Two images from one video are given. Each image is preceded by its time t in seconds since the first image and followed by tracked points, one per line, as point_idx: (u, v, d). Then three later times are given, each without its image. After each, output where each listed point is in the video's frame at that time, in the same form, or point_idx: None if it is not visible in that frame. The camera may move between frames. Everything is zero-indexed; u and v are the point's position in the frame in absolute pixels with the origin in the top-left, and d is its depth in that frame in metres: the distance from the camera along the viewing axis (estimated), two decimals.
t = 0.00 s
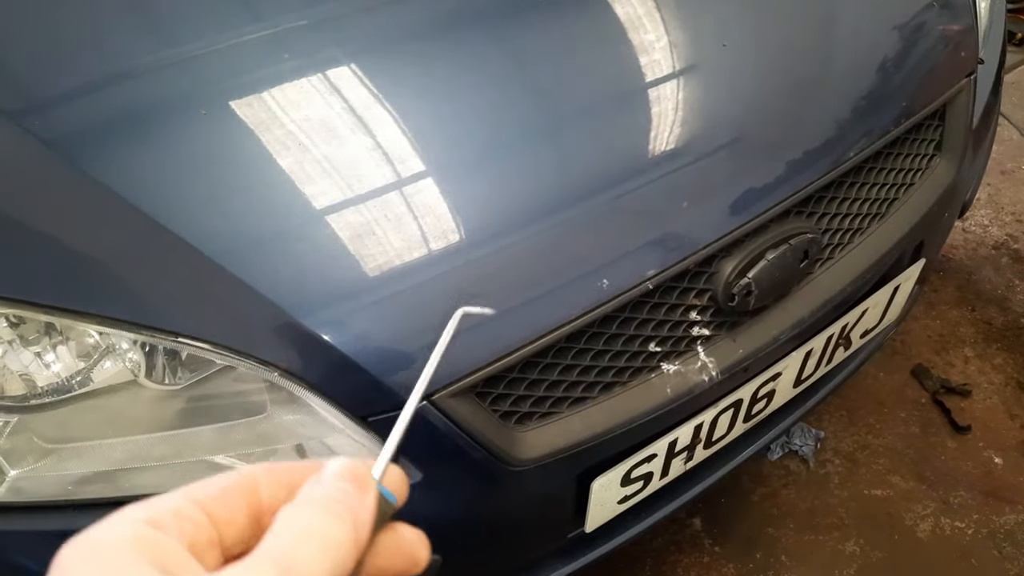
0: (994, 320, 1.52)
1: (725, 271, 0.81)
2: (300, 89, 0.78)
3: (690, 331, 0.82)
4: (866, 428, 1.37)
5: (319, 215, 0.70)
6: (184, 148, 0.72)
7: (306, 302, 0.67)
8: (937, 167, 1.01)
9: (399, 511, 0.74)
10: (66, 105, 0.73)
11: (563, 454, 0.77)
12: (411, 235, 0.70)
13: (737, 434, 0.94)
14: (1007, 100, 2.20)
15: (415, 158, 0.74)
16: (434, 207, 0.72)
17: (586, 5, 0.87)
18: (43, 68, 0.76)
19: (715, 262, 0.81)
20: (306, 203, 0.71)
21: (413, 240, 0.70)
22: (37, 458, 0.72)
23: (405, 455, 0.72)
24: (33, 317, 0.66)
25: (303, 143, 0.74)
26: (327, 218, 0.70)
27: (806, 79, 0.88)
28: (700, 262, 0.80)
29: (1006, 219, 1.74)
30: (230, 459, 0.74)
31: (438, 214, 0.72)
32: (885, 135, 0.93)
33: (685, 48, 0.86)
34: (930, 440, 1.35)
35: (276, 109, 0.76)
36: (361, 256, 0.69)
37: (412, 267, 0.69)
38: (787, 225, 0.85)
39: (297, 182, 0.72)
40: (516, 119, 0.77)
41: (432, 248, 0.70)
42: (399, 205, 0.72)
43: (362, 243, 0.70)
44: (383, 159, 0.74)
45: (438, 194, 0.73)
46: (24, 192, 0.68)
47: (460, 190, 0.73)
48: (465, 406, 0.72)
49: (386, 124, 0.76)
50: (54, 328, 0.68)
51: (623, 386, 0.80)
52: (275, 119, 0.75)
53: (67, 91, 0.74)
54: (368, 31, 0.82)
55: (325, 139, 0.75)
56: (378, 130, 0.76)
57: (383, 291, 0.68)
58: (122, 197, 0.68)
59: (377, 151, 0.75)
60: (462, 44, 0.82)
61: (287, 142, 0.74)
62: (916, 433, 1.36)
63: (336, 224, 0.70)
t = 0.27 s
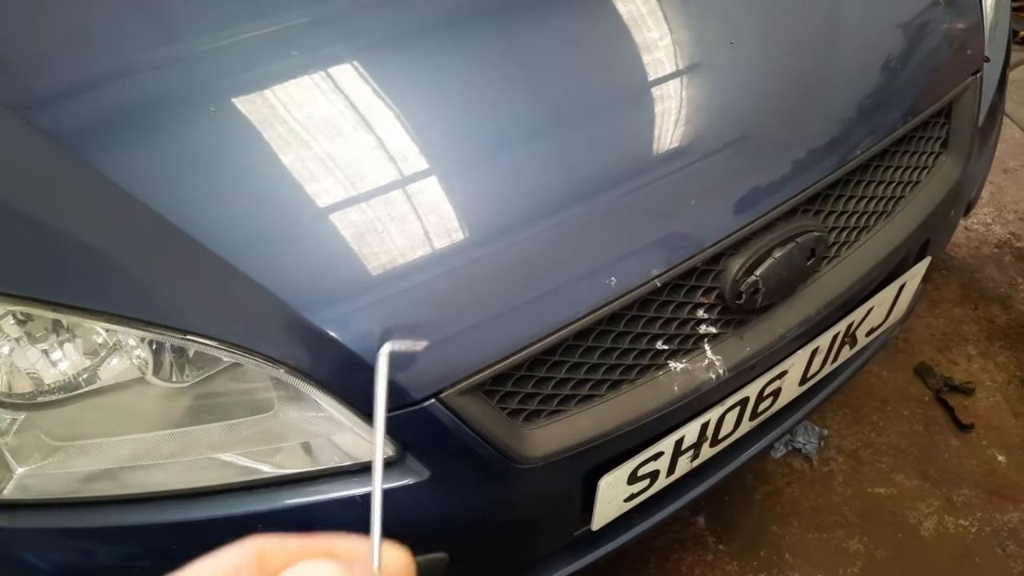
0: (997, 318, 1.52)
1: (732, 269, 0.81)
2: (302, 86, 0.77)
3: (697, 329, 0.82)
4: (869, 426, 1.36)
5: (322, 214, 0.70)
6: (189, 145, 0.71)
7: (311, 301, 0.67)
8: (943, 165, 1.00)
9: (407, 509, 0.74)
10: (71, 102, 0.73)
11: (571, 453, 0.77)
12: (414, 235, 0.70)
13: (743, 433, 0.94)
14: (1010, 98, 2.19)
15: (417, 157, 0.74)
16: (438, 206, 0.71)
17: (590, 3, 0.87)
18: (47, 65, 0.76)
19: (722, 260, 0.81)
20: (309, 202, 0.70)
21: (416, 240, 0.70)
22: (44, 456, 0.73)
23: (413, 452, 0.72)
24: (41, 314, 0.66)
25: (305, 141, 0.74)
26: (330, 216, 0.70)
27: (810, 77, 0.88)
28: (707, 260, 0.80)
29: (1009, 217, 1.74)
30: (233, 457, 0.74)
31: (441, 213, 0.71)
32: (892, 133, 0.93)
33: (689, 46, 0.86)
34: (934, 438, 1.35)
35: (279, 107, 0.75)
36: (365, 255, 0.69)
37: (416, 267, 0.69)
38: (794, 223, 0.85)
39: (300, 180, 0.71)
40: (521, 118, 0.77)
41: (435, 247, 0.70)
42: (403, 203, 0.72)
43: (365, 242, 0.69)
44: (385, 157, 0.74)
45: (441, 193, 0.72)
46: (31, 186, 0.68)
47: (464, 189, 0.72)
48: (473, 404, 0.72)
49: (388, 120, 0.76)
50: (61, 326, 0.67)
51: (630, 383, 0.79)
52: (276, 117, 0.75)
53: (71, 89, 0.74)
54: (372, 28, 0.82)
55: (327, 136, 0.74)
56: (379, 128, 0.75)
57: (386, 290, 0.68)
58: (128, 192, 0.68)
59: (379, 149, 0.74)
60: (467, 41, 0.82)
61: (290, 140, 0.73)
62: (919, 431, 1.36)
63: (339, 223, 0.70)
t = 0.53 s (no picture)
0: (995, 313, 1.53)
1: (739, 265, 0.81)
2: (307, 85, 0.77)
3: (704, 325, 0.82)
4: (869, 421, 1.37)
5: (327, 212, 0.70)
6: (199, 143, 0.72)
7: (322, 298, 0.67)
8: (947, 161, 1.01)
9: (418, 503, 0.74)
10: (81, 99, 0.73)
11: (580, 447, 0.78)
12: (418, 234, 0.70)
13: (748, 427, 0.94)
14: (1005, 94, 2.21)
15: (420, 156, 0.74)
16: (440, 204, 0.72)
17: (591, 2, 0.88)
18: (57, 62, 0.76)
19: (730, 256, 0.82)
20: (312, 200, 0.70)
21: (420, 238, 0.70)
22: (56, 451, 0.72)
23: (424, 447, 0.73)
24: (53, 310, 0.66)
25: (306, 138, 0.74)
26: (334, 215, 0.70)
27: (813, 76, 0.89)
28: (715, 255, 0.80)
29: (1005, 214, 1.75)
30: (243, 452, 0.74)
31: (444, 212, 0.72)
32: (896, 130, 0.94)
33: (689, 45, 0.86)
34: (933, 432, 1.36)
35: (283, 105, 0.76)
36: (369, 254, 0.69)
37: (420, 265, 0.69)
38: (800, 219, 0.85)
39: (302, 177, 0.71)
40: (527, 117, 0.77)
41: (438, 245, 0.70)
42: (406, 201, 0.72)
43: (369, 241, 0.70)
44: (389, 156, 0.74)
45: (442, 191, 0.73)
46: (41, 182, 0.68)
47: (470, 187, 0.73)
48: (485, 398, 0.72)
49: (390, 118, 0.76)
50: (74, 322, 0.68)
51: (638, 378, 0.80)
52: (281, 115, 0.75)
53: (82, 86, 0.74)
54: (379, 27, 0.82)
55: (331, 134, 0.74)
56: (382, 127, 0.75)
57: (392, 288, 0.68)
58: (141, 190, 0.68)
59: (383, 149, 0.74)
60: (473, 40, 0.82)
61: (293, 138, 0.73)
62: (919, 425, 1.36)
63: (343, 221, 0.70)
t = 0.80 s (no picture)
0: (998, 306, 1.52)
1: (752, 260, 0.80)
2: (298, 79, 0.75)
3: (717, 321, 0.81)
4: (874, 416, 1.36)
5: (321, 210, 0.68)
6: (200, 138, 0.69)
7: (326, 300, 0.65)
8: (956, 153, 1.00)
9: (429, 505, 0.73)
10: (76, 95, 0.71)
11: (593, 447, 0.77)
12: (416, 234, 0.68)
13: (759, 424, 0.93)
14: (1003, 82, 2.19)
15: (417, 152, 0.72)
16: (438, 203, 0.70)
17: None
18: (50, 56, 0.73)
19: (743, 251, 0.80)
20: (307, 199, 0.68)
21: (419, 237, 0.68)
22: (60, 456, 0.71)
23: (436, 448, 0.71)
24: (58, 312, 0.65)
25: (299, 134, 0.71)
26: (330, 214, 0.68)
27: (822, 68, 0.87)
28: (728, 251, 0.79)
29: (1006, 206, 1.74)
30: (249, 454, 0.72)
31: (442, 212, 0.70)
32: (907, 122, 0.93)
33: (689, 38, 0.84)
34: (938, 426, 1.35)
35: (275, 99, 0.73)
36: (366, 254, 0.67)
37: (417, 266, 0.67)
38: (813, 213, 0.84)
39: (297, 174, 0.69)
40: (532, 110, 0.75)
41: (438, 246, 0.68)
42: (403, 199, 0.70)
43: (366, 242, 0.68)
44: (384, 153, 0.71)
45: (441, 189, 0.70)
46: (40, 179, 0.66)
47: (474, 184, 0.71)
48: (498, 398, 0.71)
49: (384, 114, 0.73)
50: (78, 324, 0.66)
51: (652, 376, 0.79)
52: (275, 110, 0.72)
53: (76, 81, 0.72)
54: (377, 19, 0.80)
55: (323, 131, 0.72)
56: (376, 122, 0.73)
57: (395, 288, 0.66)
58: (144, 186, 0.67)
59: (377, 145, 0.72)
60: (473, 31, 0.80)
61: (287, 134, 0.71)
62: (924, 420, 1.36)
63: (339, 220, 0.68)
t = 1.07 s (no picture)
0: (982, 290, 1.54)
1: (752, 251, 0.80)
2: (281, 78, 0.74)
3: (718, 312, 0.81)
4: (865, 402, 1.37)
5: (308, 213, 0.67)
6: (188, 141, 0.69)
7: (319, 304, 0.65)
8: (946, 140, 1.01)
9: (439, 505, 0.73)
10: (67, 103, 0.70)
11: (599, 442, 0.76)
12: (405, 234, 0.68)
13: (758, 414, 0.93)
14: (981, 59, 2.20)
15: (404, 151, 0.71)
16: (426, 202, 0.69)
17: None
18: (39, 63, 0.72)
19: (742, 242, 0.81)
20: (294, 201, 0.67)
21: (408, 239, 0.68)
22: (59, 467, 0.68)
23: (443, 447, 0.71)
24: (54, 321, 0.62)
25: (286, 134, 0.71)
26: (317, 216, 0.67)
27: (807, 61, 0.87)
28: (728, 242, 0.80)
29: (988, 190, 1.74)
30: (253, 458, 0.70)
31: (431, 210, 0.69)
32: (899, 110, 0.93)
33: (671, 32, 0.84)
34: (928, 411, 1.36)
35: (259, 99, 0.73)
36: (355, 256, 0.67)
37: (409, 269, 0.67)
38: (809, 202, 0.85)
39: (282, 175, 0.68)
40: (521, 107, 0.74)
41: (427, 246, 0.68)
42: (392, 199, 0.69)
43: (356, 243, 0.67)
44: (369, 153, 0.71)
45: (428, 187, 0.70)
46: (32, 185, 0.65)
47: (460, 182, 0.70)
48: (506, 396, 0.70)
49: (368, 115, 0.73)
50: (77, 332, 0.65)
51: (655, 369, 0.79)
52: (260, 110, 0.72)
53: (67, 89, 0.71)
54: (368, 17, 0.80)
55: (309, 131, 0.72)
56: (358, 121, 0.73)
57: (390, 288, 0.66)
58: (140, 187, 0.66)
59: (361, 145, 0.71)
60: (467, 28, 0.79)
61: (273, 134, 0.71)
62: (913, 405, 1.37)
63: (326, 222, 0.67)
